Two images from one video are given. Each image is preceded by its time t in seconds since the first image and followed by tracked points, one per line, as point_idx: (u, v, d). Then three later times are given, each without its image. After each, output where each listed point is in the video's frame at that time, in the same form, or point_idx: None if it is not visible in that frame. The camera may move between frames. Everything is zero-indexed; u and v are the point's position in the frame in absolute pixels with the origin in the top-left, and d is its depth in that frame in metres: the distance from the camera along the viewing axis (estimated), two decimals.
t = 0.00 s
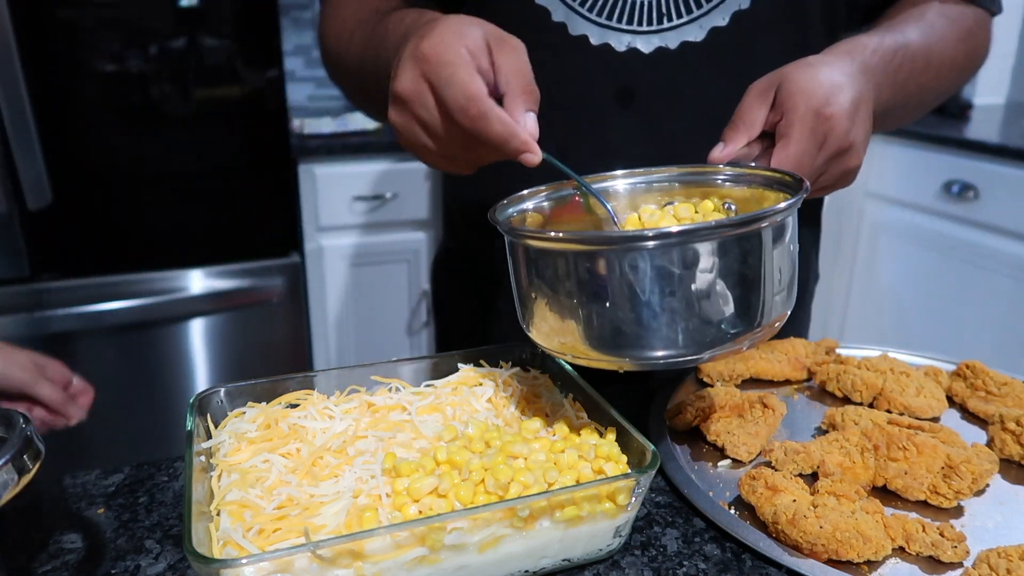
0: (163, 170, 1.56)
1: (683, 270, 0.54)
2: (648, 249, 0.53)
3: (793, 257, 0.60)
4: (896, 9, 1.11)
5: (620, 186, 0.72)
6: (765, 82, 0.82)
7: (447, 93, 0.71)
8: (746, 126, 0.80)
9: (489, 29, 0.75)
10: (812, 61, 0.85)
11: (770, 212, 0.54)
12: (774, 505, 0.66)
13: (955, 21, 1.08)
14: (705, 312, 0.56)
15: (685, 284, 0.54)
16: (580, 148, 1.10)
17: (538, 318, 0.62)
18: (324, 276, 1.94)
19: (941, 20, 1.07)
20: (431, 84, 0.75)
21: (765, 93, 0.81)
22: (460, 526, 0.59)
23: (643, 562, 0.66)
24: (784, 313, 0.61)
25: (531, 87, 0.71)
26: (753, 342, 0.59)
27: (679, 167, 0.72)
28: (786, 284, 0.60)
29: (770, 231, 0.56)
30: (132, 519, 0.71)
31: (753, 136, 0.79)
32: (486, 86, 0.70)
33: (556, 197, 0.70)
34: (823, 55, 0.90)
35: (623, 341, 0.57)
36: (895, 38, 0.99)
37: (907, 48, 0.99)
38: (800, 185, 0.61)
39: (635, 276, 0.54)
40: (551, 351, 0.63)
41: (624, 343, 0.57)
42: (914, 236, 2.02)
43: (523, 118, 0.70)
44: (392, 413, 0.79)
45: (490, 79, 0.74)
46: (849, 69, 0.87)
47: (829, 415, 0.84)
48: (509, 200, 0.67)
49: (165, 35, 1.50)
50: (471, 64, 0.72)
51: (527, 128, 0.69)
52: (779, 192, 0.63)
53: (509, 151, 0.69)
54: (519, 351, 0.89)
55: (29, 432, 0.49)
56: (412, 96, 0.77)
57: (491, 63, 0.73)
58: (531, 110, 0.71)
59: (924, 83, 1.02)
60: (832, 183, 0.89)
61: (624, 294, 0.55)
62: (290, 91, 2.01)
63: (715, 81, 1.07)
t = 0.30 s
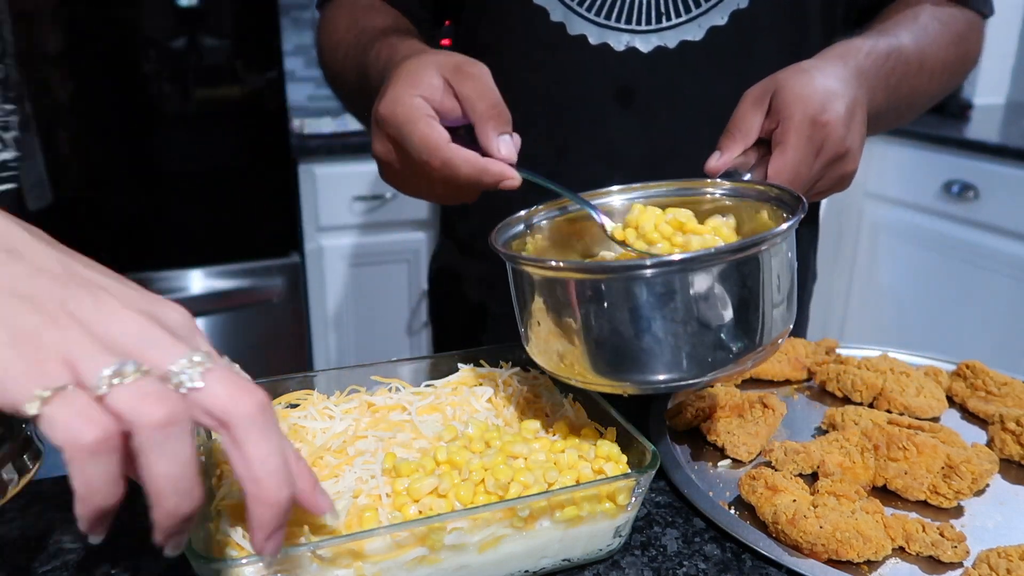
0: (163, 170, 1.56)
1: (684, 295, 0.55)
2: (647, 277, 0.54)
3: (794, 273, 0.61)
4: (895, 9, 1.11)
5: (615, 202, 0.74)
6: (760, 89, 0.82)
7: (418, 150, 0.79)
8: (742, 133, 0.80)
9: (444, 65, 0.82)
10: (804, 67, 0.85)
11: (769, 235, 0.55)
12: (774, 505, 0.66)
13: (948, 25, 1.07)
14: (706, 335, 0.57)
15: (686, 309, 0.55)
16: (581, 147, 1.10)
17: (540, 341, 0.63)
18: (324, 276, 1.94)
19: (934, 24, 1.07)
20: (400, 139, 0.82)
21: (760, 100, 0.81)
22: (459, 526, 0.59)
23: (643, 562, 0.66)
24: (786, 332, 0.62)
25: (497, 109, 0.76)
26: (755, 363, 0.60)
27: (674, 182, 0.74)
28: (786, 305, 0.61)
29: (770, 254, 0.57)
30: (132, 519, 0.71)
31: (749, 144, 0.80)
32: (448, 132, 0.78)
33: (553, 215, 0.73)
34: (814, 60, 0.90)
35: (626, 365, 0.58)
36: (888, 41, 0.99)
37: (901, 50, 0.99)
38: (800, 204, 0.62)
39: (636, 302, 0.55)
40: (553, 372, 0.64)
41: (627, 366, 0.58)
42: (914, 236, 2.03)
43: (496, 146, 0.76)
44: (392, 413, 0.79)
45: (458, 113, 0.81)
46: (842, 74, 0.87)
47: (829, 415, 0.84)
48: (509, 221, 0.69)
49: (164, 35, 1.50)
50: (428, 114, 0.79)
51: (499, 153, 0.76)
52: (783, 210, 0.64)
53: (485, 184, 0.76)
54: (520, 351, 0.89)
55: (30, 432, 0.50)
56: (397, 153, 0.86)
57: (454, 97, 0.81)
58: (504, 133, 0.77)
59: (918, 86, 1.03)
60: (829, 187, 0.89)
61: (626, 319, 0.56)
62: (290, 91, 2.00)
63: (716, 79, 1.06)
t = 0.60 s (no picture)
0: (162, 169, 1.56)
1: (704, 311, 0.55)
2: (669, 293, 0.54)
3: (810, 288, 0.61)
4: (892, 11, 1.11)
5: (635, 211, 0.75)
6: (766, 99, 0.82)
7: (378, 150, 0.82)
8: (749, 142, 0.80)
9: (414, 74, 0.84)
10: (808, 76, 0.85)
11: (792, 254, 0.56)
12: (774, 505, 0.66)
13: (945, 29, 1.07)
14: (725, 351, 0.57)
15: (707, 325, 0.56)
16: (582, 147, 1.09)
17: (558, 353, 0.64)
18: (324, 276, 1.94)
19: (931, 28, 1.06)
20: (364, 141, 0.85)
21: (767, 109, 0.81)
22: (460, 526, 0.59)
23: (643, 562, 0.66)
24: (802, 345, 0.62)
25: (460, 115, 0.78)
26: (773, 377, 0.61)
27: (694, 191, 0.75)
28: (804, 319, 0.61)
29: (790, 270, 0.57)
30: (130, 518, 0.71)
31: (755, 152, 0.80)
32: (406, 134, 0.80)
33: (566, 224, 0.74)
34: (816, 68, 0.90)
35: (644, 380, 0.58)
36: (888, 45, 0.99)
37: (899, 53, 0.99)
38: (822, 220, 0.62)
39: (657, 318, 0.56)
40: (570, 383, 0.64)
41: (646, 380, 0.58)
42: (914, 236, 2.03)
43: (455, 151, 0.77)
44: (392, 413, 0.79)
45: (423, 120, 0.83)
46: (845, 83, 0.87)
47: (829, 415, 0.84)
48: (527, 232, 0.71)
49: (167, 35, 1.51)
50: (390, 117, 0.81)
51: (458, 157, 0.76)
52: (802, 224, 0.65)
53: (441, 186, 0.77)
54: (519, 351, 0.88)
55: (29, 432, 0.49)
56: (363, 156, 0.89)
57: (421, 103, 0.83)
58: (466, 138, 0.78)
59: (917, 89, 1.03)
60: (833, 194, 0.90)
61: (647, 334, 0.56)
62: (290, 92, 1.99)
63: (716, 79, 1.06)
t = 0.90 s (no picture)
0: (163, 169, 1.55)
1: (709, 321, 0.55)
2: (674, 302, 0.54)
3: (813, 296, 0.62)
4: (893, 11, 1.11)
5: (638, 214, 0.75)
6: (769, 97, 0.82)
7: (345, 146, 0.83)
8: (751, 141, 0.80)
9: (388, 74, 0.85)
10: (812, 75, 0.86)
11: (798, 262, 0.56)
12: (774, 505, 0.66)
13: (947, 28, 1.07)
14: (729, 360, 0.57)
15: (711, 334, 0.56)
16: (583, 147, 1.09)
17: (561, 359, 0.64)
18: (324, 277, 1.94)
19: (932, 27, 1.06)
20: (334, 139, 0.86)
21: (770, 108, 0.82)
22: (460, 526, 0.59)
23: (643, 562, 0.66)
24: (805, 351, 0.63)
25: (430, 113, 0.79)
26: (775, 385, 0.61)
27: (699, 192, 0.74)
28: (807, 327, 0.62)
29: (793, 279, 0.58)
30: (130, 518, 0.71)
31: (757, 152, 0.80)
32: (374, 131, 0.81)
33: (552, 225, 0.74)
34: (820, 66, 0.90)
35: (648, 388, 0.59)
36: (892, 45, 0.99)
37: (903, 53, 0.99)
38: (826, 226, 0.62)
39: (662, 327, 0.56)
40: (572, 389, 0.65)
41: (650, 389, 0.59)
42: (914, 236, 2.03)
43: (423, 149, 0.77)
44: (393, 413, 0.79)
45: (395, 118, 0.84)
46: (848, 82, 0.88)
47: (829, 415, 0.84)
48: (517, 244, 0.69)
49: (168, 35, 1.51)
50: (359, 115, 0.83)
51: (425, 155, 0.76)
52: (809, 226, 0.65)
53: (406, 182, 0.78)
54: (519, 351, 0.88)
55: (29, 431, 0.50)
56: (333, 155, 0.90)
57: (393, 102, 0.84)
58: (435, 137, 0.78)
59: (921, 89, 1.03)
60: (835, 194, 0.90)
61: (651, 343, 0.56)
62: (290, 91, 1.99)
63: (717, 79, 1.06)
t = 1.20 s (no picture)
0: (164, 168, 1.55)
1: (694, 335, 0.56)
2: (658, 319, 0.55)
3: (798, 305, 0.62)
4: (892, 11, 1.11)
5: (619, 223, 0.75)
6: (762, 98, 0.82)
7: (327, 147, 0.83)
8: (744, 144, 0.80)
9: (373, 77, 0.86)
10: (806, 74, 0.85)
11: (778, 272, 0.57)
12: (774, 505, 0.66)
13: (942, 29, 1.07)
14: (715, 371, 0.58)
15: (696, 349, 0.56)
16: (583, 146, 1.09)
17: (548, 371, 0.64)
18: (324, 276, 1.94)
19: (929, 28, 1.06)
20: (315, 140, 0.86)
21: (762, 109, 0.82)
22: (460, 526, 0.59)
23: (643, 562, 0.66)
24: (791, 355, 0.63)
25: (414, 116, 0.79)
26: (762, 391, 0.61)
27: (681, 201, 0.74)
28: (791, 333, 0.62)
29: (776, 289, 0.58)
30: (132, 519, 0.71)
31: (751, 154, 0.80)
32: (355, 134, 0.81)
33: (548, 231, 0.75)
34: (815, 66, 0.90)
35: (637, 402, 0.59)
36: (888, 45, 0.99)
37: (898, 53, 0.99)
38: (806, 235, 0.63)
39: (648, 344, 0.56)
40: (561, 402, 0.65)
41: (637, 403, 0.59)
42: (913, 236, 2.03)
43: (406, 150, 0.77)
44: (392, 413, 0.79)
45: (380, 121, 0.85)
46: (842, 82, 0.87)
47: (829, 415, 0.84)
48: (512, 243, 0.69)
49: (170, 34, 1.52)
50: (342, 117, 0.83)
51: (407, 156, 0.77)
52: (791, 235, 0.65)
53: (386, 185, 0.78)
54: (519, 351, 0.88)
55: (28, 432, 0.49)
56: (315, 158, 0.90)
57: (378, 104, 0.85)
58: (418, 137, 0.78)
59: (916, 90, 1.03)
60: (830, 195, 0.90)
61: (637, 358, 0.57)
62: (290, 91, 1.98)
63: (717, 79, 1.06)
